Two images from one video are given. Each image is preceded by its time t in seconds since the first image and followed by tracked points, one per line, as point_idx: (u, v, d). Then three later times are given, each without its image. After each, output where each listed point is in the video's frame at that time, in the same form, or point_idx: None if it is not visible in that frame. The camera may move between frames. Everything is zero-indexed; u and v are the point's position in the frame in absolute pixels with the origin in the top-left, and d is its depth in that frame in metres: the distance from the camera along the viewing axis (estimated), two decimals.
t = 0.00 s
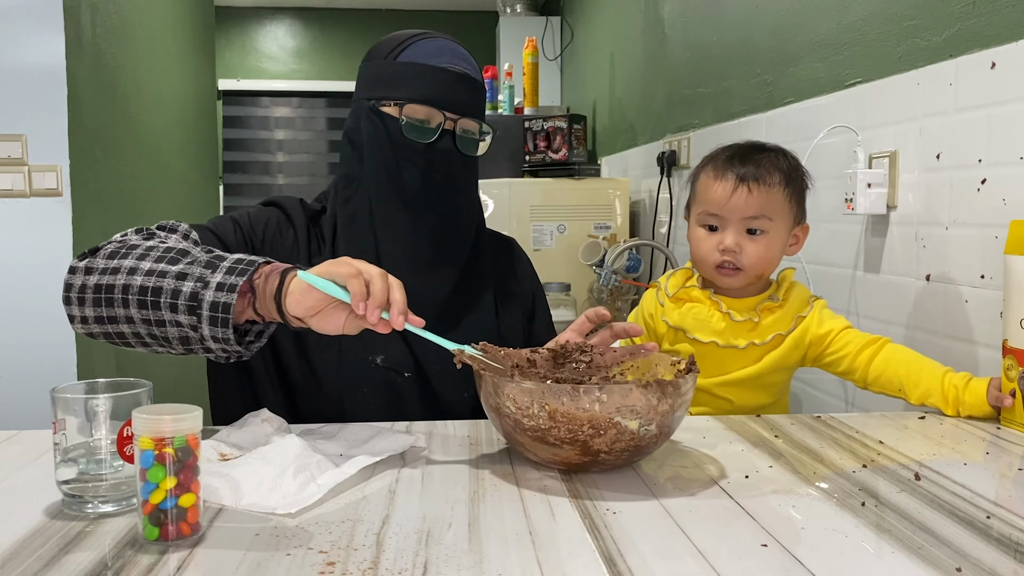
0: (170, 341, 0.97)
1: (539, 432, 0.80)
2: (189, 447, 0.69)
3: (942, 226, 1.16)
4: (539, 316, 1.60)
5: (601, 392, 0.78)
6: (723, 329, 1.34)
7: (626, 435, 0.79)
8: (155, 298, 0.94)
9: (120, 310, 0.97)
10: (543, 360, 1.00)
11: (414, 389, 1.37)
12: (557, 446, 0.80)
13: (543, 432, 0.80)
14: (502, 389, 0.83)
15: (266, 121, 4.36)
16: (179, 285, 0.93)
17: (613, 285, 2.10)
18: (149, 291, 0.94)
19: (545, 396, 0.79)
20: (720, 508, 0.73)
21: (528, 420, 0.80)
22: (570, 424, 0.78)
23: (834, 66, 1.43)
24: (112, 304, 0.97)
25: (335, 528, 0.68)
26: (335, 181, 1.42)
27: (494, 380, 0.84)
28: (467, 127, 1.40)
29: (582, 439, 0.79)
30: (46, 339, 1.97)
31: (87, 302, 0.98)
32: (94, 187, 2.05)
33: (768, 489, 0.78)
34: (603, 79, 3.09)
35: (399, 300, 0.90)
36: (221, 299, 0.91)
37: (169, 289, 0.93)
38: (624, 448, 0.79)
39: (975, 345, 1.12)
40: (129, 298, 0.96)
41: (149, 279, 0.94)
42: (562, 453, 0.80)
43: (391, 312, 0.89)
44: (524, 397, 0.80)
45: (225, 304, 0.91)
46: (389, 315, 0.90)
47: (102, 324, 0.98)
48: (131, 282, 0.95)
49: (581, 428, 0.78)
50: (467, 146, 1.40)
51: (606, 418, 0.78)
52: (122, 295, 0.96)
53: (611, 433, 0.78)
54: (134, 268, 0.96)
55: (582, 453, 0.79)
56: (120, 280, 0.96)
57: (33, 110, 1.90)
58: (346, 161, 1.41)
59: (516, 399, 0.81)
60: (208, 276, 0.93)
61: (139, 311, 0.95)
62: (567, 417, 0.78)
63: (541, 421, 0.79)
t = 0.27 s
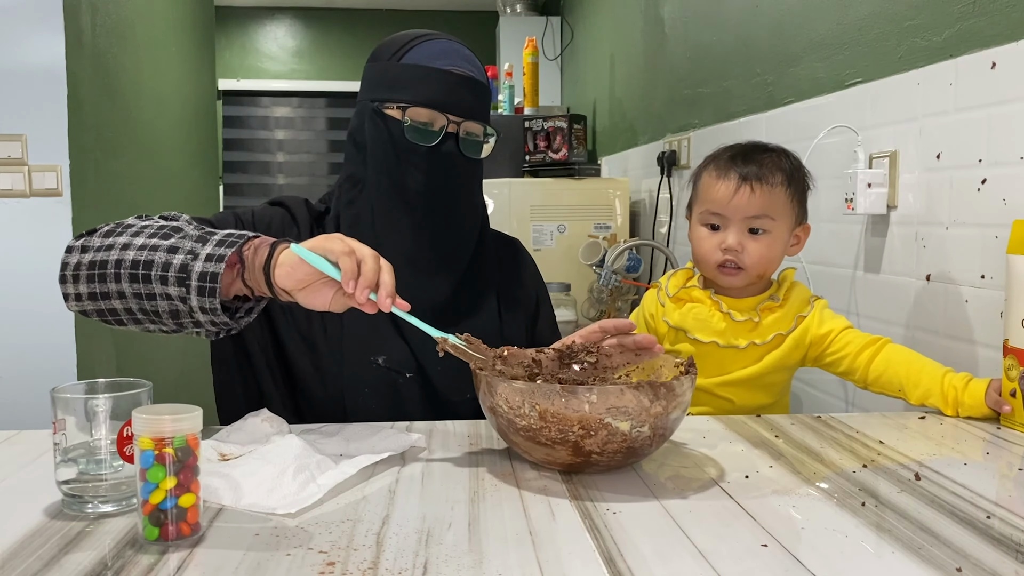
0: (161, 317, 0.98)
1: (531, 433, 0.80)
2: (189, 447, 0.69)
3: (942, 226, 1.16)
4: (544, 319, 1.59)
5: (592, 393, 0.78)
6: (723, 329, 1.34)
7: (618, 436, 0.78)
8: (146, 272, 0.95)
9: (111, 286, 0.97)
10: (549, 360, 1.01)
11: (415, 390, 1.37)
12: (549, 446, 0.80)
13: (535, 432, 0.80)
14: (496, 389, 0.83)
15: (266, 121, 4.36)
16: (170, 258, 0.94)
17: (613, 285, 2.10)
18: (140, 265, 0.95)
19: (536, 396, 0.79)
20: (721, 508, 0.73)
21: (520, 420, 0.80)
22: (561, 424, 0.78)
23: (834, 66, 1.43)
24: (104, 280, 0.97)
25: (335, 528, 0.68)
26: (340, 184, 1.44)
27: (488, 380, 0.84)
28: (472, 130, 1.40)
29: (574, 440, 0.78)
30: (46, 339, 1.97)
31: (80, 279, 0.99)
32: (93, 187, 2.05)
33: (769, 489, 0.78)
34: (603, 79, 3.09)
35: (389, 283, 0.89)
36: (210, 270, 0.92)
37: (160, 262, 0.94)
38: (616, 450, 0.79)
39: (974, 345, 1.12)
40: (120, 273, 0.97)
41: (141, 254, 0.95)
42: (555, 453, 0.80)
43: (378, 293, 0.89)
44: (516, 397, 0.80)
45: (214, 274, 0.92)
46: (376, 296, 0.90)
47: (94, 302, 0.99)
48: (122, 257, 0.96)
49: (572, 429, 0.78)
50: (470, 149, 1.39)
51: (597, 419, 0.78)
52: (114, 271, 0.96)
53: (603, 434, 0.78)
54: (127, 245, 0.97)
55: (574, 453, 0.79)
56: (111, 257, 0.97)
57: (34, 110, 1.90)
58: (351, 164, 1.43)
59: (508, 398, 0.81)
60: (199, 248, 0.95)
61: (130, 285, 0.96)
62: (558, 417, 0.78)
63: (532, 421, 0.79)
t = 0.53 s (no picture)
0: (158, 289, 1.03)
1: (524, 433, 0.80)
2: (189, 447, 0.69)
3: (942, 226, 1.16)
4: (545, 318, 1.61)
5: (583, 393, 0.78)
6: (723, 327, 1.34)
7: (610, 437, 0.78)
8: (143, 244, 0.99)
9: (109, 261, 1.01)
10: (555, 361, 1.00)
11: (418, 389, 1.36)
12: (543, 446, 0.80)
13: (528, 432, 0.80)
14: (490, 387, 0.83)
15: (266, 121, 4.36)
16: (165, 227, 0.99)
17: (613, 285, 2.10)
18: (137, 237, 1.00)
19: (528, 396, 0.79)
20: (721, 508, 0.73)
21: (513, 419, 0.81)
22: (553, 424, 0.78)
23: (834, 66, 1.43)
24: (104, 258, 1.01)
25: (335, 528, 0.68)
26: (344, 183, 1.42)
27: (483, 379, 0.84)
28: (477, 130, 1.40)
29: (566, 440, 0.78)
30: (46, 339, 1.97)
31: (78, 260, 1.02)
32: (94, 188, 2.05)
33: (768, 489, 0.78)
34: (603, 79, 3.09)
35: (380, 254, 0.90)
36: (204, 234, 0.98)
37: (156, 232, 0.99)
38: (609, 451, 0.79)
39: (974, 345, 1.11)
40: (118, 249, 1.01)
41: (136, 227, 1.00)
42: (548, 453, 0.80)
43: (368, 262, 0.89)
44: (509, 396, 0.81)
45: (209, 239, 0.97)
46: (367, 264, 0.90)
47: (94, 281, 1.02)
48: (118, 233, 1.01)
49: (564, 429, 0.78)
50: (475, 149, 1.40)
51: (589, 420, 0.78)
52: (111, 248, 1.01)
53: (595, 435, 0.78)
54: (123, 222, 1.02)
55: (567, 453, 0.79)
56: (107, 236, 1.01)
57: (33, 110, 1.90)
58: (356, 164, 1.42)
59: (502, 397, 0.81)
60: (193, 217, 1.01)
61: (128, 258, 1.00)
62: (550, 417, 0.78)
63: (524, 421, 0.80)
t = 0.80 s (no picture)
0: (192, 327, 0.98)
1: (506, 430, 0.81)
2: (189, 447, 0.69)
3: (942, 226, 1.16)
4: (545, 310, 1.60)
5: (555, 393, 0.77)
6: (722, 320, 1.34)
7: (585, 438, 0.78)
8: (171, 284, 0.95)
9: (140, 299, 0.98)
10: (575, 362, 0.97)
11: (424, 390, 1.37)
12: (523, 444, 0.81)
13: (508, 429, 0.81)
14: (477, 383, 0.85)
15: (266, 121, 4.36)
16: (191, 266, 0.94)
17: (613, 285, 2.10)
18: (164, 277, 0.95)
19: (505, 394, 0.80)
20: (721, 509, 0.73)
21: (495, 416, 0.82)
22: (528, 423, 0.79)
23: (835, 66, 1.43)
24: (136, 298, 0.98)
25: (335, 528, 0.68)
26: (345, 182, 1.42)
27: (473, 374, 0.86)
28: (477, 128, 1.40)
29: (542, 439, 0.79)
30: (46, 339, 1.97)
31: (109, 302, 1.00)
32: (94, 188, 2.05)
33: (768, 489, 0.78)
34: (603, 78, 3.09)
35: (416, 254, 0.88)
36: (231, 272, 0.92)
37: (182, 272, 0.94)
38: (585, 452, 0.78)
39: (974, 345, 1.11)
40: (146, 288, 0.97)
41: (162, 266, 0.96)
42: (529, 451, 0.81)
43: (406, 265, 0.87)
44: (491, 393, 0.82)
45: (236, 277, 0.92)
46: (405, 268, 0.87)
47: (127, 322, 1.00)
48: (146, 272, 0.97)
49: (539, 428, 0.79)
50: (475, 146, 1.40)
51: (562, 420, 0.78)
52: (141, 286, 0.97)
53: (569, 435, 0.78)
54: (147, 259, 0.97)
55: (545, 452, 0.80)
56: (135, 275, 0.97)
57: (33, 110, 1.90)
58: (356, 162, 1.42)
59: (485, 394, 0.83)
60: (217, 253, 0.94)
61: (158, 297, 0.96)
62: (525, 416, 0.79)
63: (503, 418, 0.81)
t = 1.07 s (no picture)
0: (171, 328, 1.03)
1: (492, 430, 0.83)
2: (189, 447, 0.69)
3: (942, 226, 1.16)
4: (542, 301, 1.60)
5: (524, 392, 0.78)
6: (717, 315, 1.34)
7: (555, 439, 0.77)
8: (154, 283, 1.00)
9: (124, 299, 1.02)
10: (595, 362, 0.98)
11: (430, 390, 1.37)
12: (504, 441, 0.82)
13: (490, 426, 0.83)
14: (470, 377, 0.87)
15: (266, 121, 4.36)
16: (175, 268, 0.99)
17: (613, 285, 2.10)
18: (149, 277, 1.00)
19: (485, 395, 0.82)
20: (720, 508, 0.73)
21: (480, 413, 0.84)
22: (503, 420, 0.80)
23: (834, 66, 1.43)
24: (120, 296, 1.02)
25: (335, 528, 0.68)
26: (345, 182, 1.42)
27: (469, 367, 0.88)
28: (475, 126, 1.41)
29: (516, 438, 0.79)
30: (46, 338, 1.97)
31: (95, 298, 1.04)
32: (93, 188, 2.05)
33: (768, 489, 0.78)
34: (603, 79, 3.09)
35: (390, 277, 0.86)
36: (212, 276, 0.97)
37: (166, 273, 0.99)
38: (558, 454, 0.78)
39: (974, 345, 1.11)
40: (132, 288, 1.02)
41: (149, 266, 1.00)
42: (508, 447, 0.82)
43: (376, 289, 0.84)
44: (477, 389, 0.84)
45: (215, 282, 0.96)
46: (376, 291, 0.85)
47: (110, 318, 1.03)
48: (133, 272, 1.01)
49: (512, 426, 0.79)
50: (474, 144, 1.41)
51: (532, 420, 0.78)
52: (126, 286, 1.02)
53: (540, 436, 0.78)
54: (137, 258, 1.02)
55: (522, 450, 0.80)
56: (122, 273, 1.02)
57: (33, 110, 1.90)
58: (355, 161, 1.41)
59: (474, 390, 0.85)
60: (201, 257, 0.99)
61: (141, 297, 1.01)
62: (501, 414, 0.80)
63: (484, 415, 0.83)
